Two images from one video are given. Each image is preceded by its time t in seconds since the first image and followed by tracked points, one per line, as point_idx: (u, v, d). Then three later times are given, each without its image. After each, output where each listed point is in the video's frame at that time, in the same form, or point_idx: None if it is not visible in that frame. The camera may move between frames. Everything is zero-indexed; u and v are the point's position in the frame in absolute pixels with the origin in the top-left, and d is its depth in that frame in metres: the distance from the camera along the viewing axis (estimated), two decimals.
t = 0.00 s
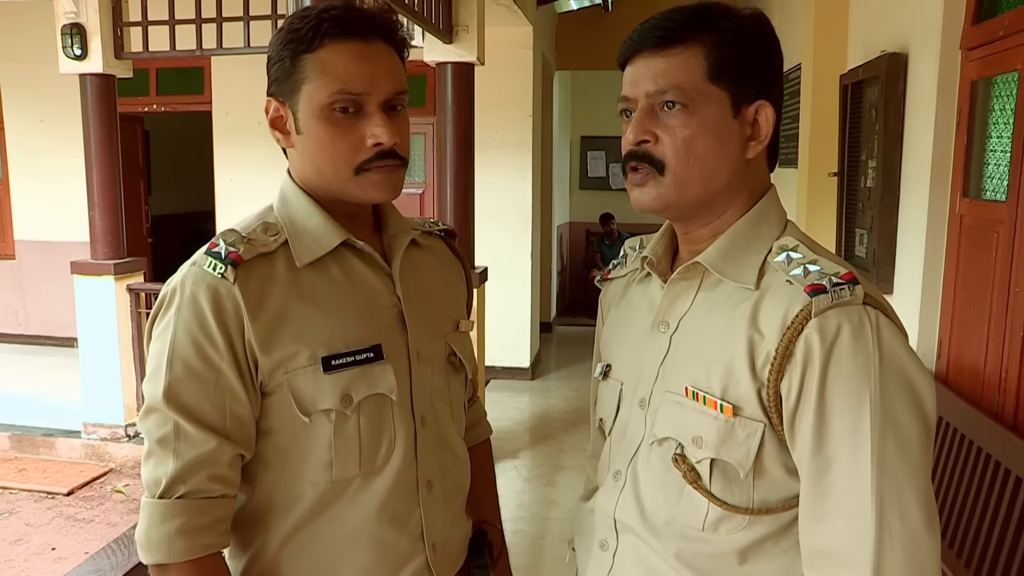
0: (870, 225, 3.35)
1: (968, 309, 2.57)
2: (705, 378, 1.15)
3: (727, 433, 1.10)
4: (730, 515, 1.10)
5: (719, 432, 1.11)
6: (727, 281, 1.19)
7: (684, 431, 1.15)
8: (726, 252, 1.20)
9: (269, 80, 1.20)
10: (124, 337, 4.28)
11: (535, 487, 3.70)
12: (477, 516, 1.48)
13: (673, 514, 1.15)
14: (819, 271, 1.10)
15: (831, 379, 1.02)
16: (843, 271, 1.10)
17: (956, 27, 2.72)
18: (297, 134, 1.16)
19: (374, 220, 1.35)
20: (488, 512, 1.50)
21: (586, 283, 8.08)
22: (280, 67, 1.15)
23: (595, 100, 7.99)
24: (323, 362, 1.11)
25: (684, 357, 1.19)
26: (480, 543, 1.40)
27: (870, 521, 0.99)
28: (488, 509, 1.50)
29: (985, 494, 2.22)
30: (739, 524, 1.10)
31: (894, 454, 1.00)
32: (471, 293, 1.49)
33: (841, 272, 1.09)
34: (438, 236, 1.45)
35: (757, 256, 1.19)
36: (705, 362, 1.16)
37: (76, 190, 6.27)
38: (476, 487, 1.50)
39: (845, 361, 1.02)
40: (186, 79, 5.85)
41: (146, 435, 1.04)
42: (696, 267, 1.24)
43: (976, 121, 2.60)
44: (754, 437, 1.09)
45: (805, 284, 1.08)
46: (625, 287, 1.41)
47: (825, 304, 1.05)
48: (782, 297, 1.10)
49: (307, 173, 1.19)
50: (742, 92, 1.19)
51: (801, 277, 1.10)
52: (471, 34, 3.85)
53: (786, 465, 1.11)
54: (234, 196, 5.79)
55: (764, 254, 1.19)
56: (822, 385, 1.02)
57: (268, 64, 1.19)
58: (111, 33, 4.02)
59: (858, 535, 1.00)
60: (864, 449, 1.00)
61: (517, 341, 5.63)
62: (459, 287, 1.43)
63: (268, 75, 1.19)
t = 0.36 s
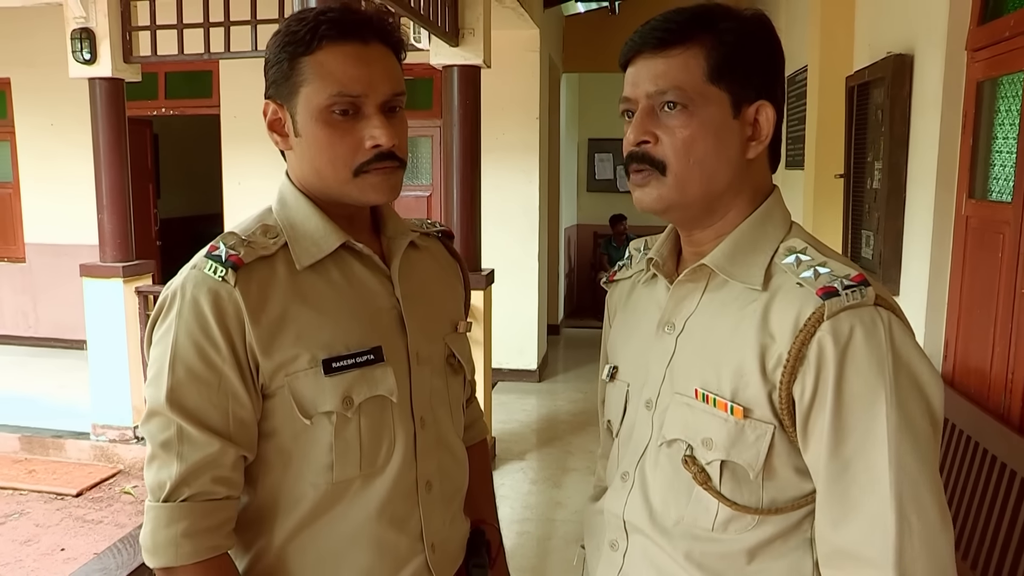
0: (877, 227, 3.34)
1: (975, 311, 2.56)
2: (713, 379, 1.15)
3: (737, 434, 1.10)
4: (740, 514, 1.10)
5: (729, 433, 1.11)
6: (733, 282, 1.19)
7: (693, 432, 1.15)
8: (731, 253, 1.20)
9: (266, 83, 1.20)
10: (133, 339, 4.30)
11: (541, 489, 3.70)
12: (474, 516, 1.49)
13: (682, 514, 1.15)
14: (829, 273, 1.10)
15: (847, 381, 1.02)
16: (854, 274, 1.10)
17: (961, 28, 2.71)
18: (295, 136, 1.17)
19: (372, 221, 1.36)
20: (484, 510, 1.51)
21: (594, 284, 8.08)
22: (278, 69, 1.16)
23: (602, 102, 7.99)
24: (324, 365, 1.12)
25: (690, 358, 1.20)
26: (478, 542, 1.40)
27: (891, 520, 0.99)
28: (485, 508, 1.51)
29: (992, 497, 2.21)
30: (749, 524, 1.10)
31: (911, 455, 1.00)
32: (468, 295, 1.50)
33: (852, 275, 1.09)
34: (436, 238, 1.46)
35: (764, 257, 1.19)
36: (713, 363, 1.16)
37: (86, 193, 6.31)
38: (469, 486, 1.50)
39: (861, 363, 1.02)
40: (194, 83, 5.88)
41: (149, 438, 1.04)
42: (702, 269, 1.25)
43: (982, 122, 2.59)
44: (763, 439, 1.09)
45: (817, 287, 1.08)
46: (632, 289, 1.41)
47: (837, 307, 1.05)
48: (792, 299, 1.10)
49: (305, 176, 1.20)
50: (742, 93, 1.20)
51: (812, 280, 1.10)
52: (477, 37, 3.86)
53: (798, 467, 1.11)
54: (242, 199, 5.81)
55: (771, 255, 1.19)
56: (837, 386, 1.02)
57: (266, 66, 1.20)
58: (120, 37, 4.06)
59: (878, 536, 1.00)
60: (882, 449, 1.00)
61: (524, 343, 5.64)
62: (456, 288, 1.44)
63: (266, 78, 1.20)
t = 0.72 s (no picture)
0: (881, 227, 3.34)
1: (979, 312, 2.56)
2: (717, 378, 1.15)
3: (741, 433, 1.11)
4: (743, 511, 1.11)
5: (734, 431, 1.11)
6: (737, 281, 1.19)
7: (697, 431, 1.15)
8: (736, 253, 1.20)
9: (266, 81, 1.21)
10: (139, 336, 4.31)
11: (544, 488, 3.71)
12: (471, 512, 1.49)
13: (686, 511, 1.15)
14: (837, 273, 1.10)
15: (855, 379, 1.03)
16: (861, 274, 1.10)
17: (967, 29, 2.71)
18: (297, 134, 1.17)
19: (372, 220, 1.37)
20: (479, 506, 1.51)
21: (599, 284, 8.07)
22: (279, 67, 1.17)
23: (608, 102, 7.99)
24: (326, 365, 1.13)
25: (694, 357, 1.20)
26: (476, 537, 1.41)
27: (899, 516, 0.99)
28: (481, 505, 1.51)
29: (994, 499, 2.20)
30: (753, 521, 1.11)
31: (918, 451, 1.00)
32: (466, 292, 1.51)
33: (860, 275, 1.09)
34: (433, 235, 1.46)
35: (769, 256, 1.19)
36: (718, 362, 1.16)
37: (92, 191, 6.34)
38: (468, 484, 1.52)
39: (870, 362, 1.03)
40: (201, 82, 5.90)
41: (148, 437, 1.05)
42: (707, 268, 1.25)
43: (988, 122, 2.58)
44: (768, 437, 1.10)
45: (826, 287, 1.08)
46: (636, 288, 1.42)
47: (846, 307, 1.05)
48: (799, 299, 1.10)
49: (307, 174, 1.20)
50: (750, 92, 1.20)
51: (820, 280, 1.10)
52: (482, 36, 3.86)
53: (802, 465, 1.11)
54: (248, 197, 5.83)
55: (776, 254, 1.19)
56: (845, 385, 1.02)
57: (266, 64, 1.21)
58: (127, 36, 4.08)
59: (886, 532, 1.00)
60: (889, 446, 1.01)
61: (528, 342, 5.64)
62: (454, 286, 1.44)
63: (266, 76, 1.20)
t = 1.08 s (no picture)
0: (879, 227, 3.34)
1: (976, 312, 2.56)
2: (711, 379, 1.15)
3: (733, 433, 1.11)
4: (736, 511, 1.11)
5: (726, 432, 1.11)
6: (730, 281, 1.19)
7: (690, 431, 1.15)
8: (729, 253, 1.20)
9: (256, 80, 1.20)
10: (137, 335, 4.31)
11: (542, 488, 3.70)
12: (462, 511, 1.49)
13: (679, 511, 1.15)
14: (827, 274, 1.10)
15: (845, 379, 1.03)
16: (852, 275, 1.10)
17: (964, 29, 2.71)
18: (287, 135, 1.17)
19: (362, 220, 1.37)
20: (472, 505, 1.51)
21: (598, 283, 8.08)
22: (269, 68, 1.16)
23: (607, 101, 7.99)
24: (320, 365, 1.13)
25: (687, 357, 1.20)
26: (468, 535, 1.41)
27: (889, 516, 0.99)
28: (474, 505, 1.51)
29: (991, 500, 2.20)
30: (745, 520, 1.11)
31: (909, 451, 1.00)
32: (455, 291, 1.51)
33: (850, 276, 1.09)
34: (422, 234, 1.46)
35: (762, 256, 1.19)
36: (711, 362, 1.16)
37: (90, 190, 6.33)
38: (460, 483, 1.52)
39: (860, 363, 1.03)
40: (200, 80, 5.90)
41: (142, 442, 1.04)
42: (700, 269, 1.25)
43: (985, 123, 2.59)
44: (760, 438, 1.09)
45: (816, 288, 1.08)
46: (632, 289, 1.41)
47: (836, 308, 1.05)
48: (790, 300, 1.11)
49: (297, 175, 1.20)
50: (741, 92, 1.20)
51: (811, 281, 1.10)
52: (481, 35, 3.86)
53: (795, 465, 1.11)
54: (246, 196, 5.82)
55: (769, 254, 1.19)
56: (835, 385, 1.02)
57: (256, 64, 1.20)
58: (125, 34, 4.07)
59: (876, 532, 1.00)
60: (879, 446, 1.01)
61: (527, 341, 5.64)
62: (443, 285, 1.44)
63: (256, 76, 1.20)
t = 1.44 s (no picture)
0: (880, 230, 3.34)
1: (978, 315, 2.55)
2: (710, 387, 1.15)
3: (733, 441, 1.10)
4: (736, 519, 1.10)
5: (724, 440, 1.11)
6: (728, 288, 1.19)
7: (689, 439, 1.15)
8: (728, 260, 1.20)
9: (259, 84, 1.19)
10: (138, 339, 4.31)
11: (543, 492, 3.70)
12: (457, 514, 1.48)
13: (680, 519, 1.15)
14: (824, 280, 1.10)
15: (843, 387, 1.02)
16: (848, 280, 1.10)
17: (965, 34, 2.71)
18: (292, 145, 1.16)
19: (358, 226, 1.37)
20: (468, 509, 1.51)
21: (598, 287, 8.08)
22: (278, 75, 1.15)
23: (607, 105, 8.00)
24: (323, 373, 1.13)
25: (687, 365, 1.20)
26: (463, 540, 1.42)
27: (887, 522, 0.99)
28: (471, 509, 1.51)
29: (994, 504, 2.19)
30: (744, 528, 1.10)
31: (907, 458, 1.00)
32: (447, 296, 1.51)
33: (846, 281, 1.09)
34: (413, 239, 1.46)
35: (759, 262, 1.19)
36: (711, 370, 1.16)
37: (91, 194, 6.34)
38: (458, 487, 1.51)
39: (857, 370, 1.02)
40: (201, 84, 5.90)
41: (141, 454, 1.04)
42: (698, 276, 1.24)
43: (986, 127, 2.58)
44: (758, 446, 1.09)
45: (812, 295, 1.08)
46: (634, 297, 1.41)
47: (832, 315, 1.04)
48: (786, 307, 1.10)
49: (297, 183, 1.20)
50: (735, 98, 1.20)
51: (807, 287, 1.10)
52: (482, 39, 3.87)
53: (795, 472, 1.11)
54: (247, 200, 5.82)
55: (766, 260, 1.19)
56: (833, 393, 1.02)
57: (260, 68, 1.18)
58: (126, 39, 4.07)
59: (873, 538, 0.99)
60: (876, 453, 1.00)
61: (527, 345, 5.64)
62: (437, 290, 1.44)
63: (259, 79, 1.18)
